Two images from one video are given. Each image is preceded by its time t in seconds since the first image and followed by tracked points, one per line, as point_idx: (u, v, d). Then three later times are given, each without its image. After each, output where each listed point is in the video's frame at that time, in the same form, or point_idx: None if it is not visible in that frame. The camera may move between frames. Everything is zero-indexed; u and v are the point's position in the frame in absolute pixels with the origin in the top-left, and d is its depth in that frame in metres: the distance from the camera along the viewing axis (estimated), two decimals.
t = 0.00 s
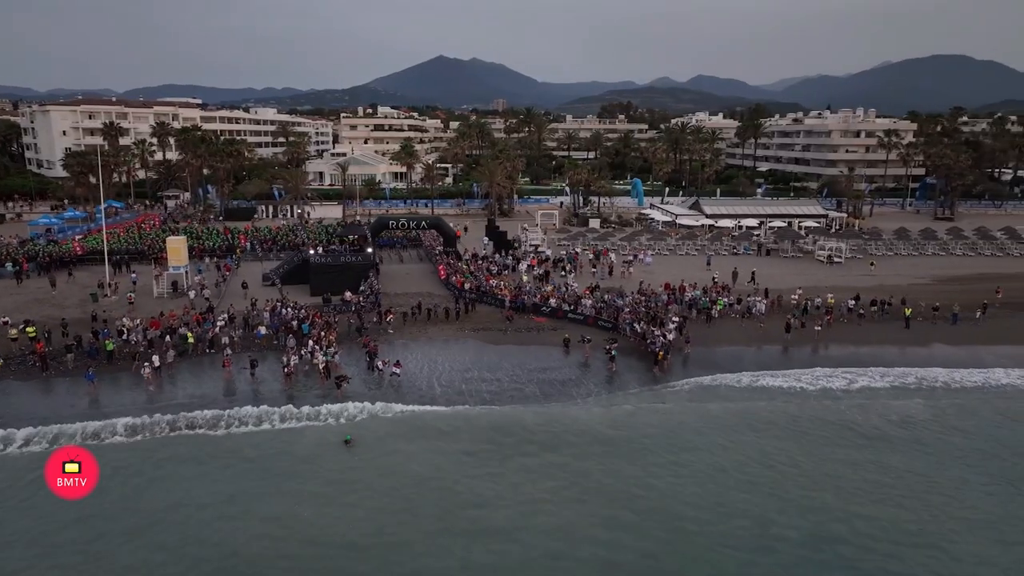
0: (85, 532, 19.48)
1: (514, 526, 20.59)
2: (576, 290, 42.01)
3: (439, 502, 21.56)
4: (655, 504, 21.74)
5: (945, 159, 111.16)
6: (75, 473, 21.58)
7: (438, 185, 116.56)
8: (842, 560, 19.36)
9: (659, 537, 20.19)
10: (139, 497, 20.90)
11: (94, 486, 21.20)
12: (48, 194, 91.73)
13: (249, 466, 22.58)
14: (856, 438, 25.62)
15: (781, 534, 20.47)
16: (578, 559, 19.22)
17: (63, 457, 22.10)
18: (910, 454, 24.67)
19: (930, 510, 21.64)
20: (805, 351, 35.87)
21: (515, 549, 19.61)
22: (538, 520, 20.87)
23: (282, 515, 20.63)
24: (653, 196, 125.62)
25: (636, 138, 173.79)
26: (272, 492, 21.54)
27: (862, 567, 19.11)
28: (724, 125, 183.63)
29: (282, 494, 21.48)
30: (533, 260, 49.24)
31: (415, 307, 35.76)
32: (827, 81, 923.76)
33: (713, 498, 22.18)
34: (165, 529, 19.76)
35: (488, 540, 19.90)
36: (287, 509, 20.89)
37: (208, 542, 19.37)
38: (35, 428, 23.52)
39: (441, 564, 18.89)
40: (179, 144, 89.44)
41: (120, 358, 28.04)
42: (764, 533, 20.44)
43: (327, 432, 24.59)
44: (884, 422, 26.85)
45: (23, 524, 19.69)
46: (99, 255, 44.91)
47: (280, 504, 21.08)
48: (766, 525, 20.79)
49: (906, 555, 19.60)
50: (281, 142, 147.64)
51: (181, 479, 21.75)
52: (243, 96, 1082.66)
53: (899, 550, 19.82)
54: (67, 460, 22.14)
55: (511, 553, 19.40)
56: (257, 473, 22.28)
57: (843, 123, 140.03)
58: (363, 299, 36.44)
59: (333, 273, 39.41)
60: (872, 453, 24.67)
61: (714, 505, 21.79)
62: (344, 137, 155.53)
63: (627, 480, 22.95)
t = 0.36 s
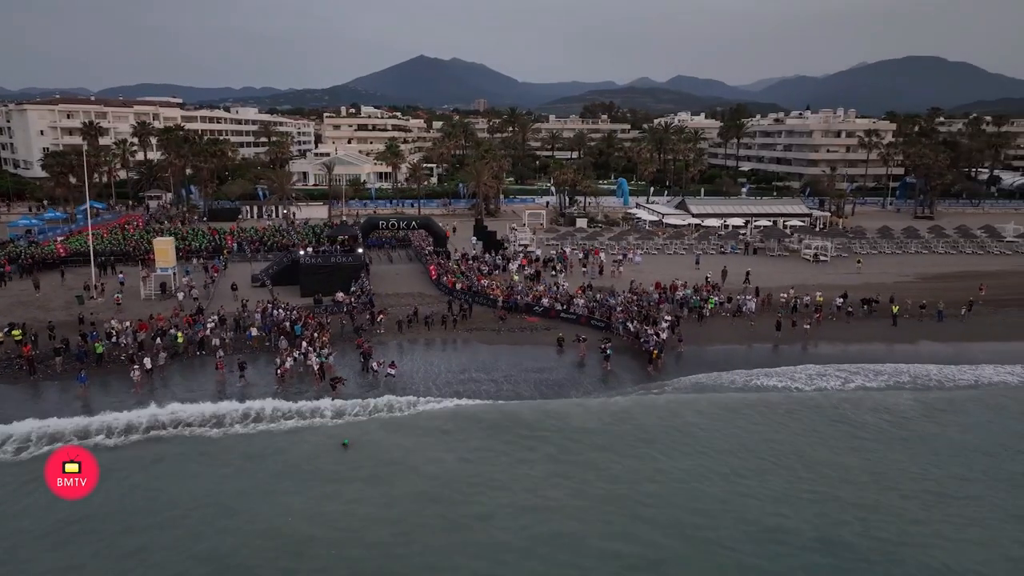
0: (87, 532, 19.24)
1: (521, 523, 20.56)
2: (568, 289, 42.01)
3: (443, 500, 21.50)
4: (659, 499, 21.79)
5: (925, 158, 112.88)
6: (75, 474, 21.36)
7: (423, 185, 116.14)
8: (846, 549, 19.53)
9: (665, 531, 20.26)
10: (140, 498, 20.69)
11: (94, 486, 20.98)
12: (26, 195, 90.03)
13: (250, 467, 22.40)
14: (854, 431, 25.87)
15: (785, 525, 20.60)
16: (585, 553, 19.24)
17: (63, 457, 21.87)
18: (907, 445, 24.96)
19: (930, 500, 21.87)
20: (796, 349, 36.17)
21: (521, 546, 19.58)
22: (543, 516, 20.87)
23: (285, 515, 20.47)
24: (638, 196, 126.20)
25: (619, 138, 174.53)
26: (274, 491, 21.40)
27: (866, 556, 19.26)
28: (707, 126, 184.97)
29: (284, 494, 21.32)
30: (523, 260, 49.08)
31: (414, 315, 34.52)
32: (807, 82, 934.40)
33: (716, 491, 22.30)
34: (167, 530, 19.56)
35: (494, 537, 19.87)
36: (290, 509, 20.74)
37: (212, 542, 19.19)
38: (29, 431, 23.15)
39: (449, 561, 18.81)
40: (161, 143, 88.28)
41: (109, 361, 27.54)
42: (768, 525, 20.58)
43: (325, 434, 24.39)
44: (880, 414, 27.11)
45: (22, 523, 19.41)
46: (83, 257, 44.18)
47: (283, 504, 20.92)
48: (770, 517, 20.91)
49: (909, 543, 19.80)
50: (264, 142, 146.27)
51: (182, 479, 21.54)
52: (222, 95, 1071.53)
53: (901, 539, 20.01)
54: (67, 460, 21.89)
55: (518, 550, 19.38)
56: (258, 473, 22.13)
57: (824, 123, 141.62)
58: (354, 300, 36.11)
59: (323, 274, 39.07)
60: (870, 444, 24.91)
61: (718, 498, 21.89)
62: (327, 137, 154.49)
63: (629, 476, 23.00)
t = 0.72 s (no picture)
0: (88, 534, 19.06)
1: (526, 522, 20.58)
2: (561, 289, 42.01)
3: (447, 499, 21.49)
4: (662, 497, 21.88)
5: (907, 158, 114.44)
6: (75, 474, 21.14)
7: (410, 185, 115.71)
8: (848, 542, 19.73)
9: (669, 529, 20.32)
10: (141, 498, 20.53)
11: (94, 486, 20.79)
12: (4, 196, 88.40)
13: (252, 467, 22.23)
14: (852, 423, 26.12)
15: (787, 517, 20.88)
16: (591, 552, 19.30)
17: (63, 457, 21.64)
18: (903, 434, 25.29)
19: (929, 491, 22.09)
20: (788, 347, 36.48)
21: (528, 545, 19.57)
22: (546, 516, 20.90)
23: (289, 516, 20.36)
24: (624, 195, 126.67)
25: (605, 138, 175.11)
26: (277, 491, 21.30)
27: (868, 549, 19.44)
28: (691, 125, 185.99)
29: (287, 494, 21.21)
30: (515, 259, 48.90)
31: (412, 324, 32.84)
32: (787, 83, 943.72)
33: (717, 486, 22.47)
34: (170, 531, 19.42)
35: (500, 537, 19.86)
36: (293, 510, 20.63)
37: (216, 543, 19.09)
38: (24, 433, 22.74)
39: (455, 562, 18.81)
40: (144, 143, 87.11)
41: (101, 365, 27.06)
42: (770, 520, 20.71)
43: (324, 435, 24.15)
44: (875, 406, 27.42)
45: (23, 524, 19.25)
46: (69, 258, 43.53)
47: (286, 505, 20.80)
48: (772, 512, 21.08)
49: (911, 534, 19.98)
50: (247, 142, 144.89)
51: (184, 479, 21.41)
52: (202, 95, 1060.45)
53: (902, 530, 20.22)
54: (67, 460, 21.66)
55: (525, 549, 19.38)
56: (260, 472, 22.01)
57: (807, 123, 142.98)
58: (348, 301, 35.77)
59: (315, 274, 38.69)
60: (868, 436, 25.17)
61: (720, 494, 22.05)
62: (311, 137, 153.43)
63: (632, 474, 23.09)
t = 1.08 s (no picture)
0: (89, 535, 18.82)
1: (531, 522, 20.59)
2: (555, 288, 42.03)
3: (451, 500, 21.44)
4: (665, 494, 21.98)
5: (888, 158, 116.05)
6: (75, 474, 20.88)
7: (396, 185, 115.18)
8: (850, 537, 19.96)
9: (674, 527, 20.41)
10: (143, 498, 20.32)
11: (94, 486, 20.55)
12: None
13: (253, 467, 22.02)
14: (849, 418, 26.41)
15: (789, 510, 21.18)
16: (597, 552, 19.35)
17: (63, 457, 21.39)
18: (898, 428, 25.70)
19: (928, 485, 22.39)
20: (781, 345, 36.76)
21: (534, 545, 19.58)
22: (552, 514, 20.93)
23: (293, 516, 20.20)
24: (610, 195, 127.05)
25: (589, 139, 175.64)
26: (279, 491, 21.12)
27: (871, 544, 19.67)
28: (675, 125, 187.14)
29: (290, 494, 21.03)
30: (507, 259, 48.79)
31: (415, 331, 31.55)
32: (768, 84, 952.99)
33: (719, 483, 22.61)
34: (173, 531, 19.22)
35: (507, 536, 19.88)
36: (297, 510, 20.46)
37: (220, 543, 18.90)
38: (19, 437, 22.35)
39: (462, 562, 18.76)
40: (126, 143, 85.86)
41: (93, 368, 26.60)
42: (773, 516, 20.89)
43: (325, 435, 23.96)
44: (870, 401, 27.82)
45: (22, 525, 18.98)
46: (54, 259, 42.81)
47: (289, 505, 20.63)
48: (775, 508, 21.27)
49: (911, 528, 20.27)
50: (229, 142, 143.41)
51: (185, 479, 21.18)
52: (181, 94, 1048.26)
53: (903, 524, 20.49)
54: (66, 460, 21.39)
55: (532, 549, 19.37)
56: (262, 473, 21.79)
57: (789, 123, 144.37)
58: (340, 302, 35.47)
59: (308, 275, 38.34)
60: (865, 431, 25.46)
61: (722, 489, 22.21)
62: (295, 136, 152.31)
63: (635, 471, 23.17)
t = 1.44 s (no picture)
0: (92, 536, 18.58)
1: (538, 518, 20.62)
2: (547, 288, 42.05)
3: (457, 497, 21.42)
4: (669, 487, 22.15)
5: (866, 158, 117.75)
6: (75, 473, 20.62)
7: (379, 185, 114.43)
8: (852, 527, 20.28)
9: (680, 521, 20.56)
10: (146, 497, 20.09)
11: (95, 487, 20.28)
12: None
13: (256, 464, 21.81)
14: (845, 412, 26.79)
15: (789, 500, 21.52)
16: (605, 546, 19.44)
17: (63, 458, 21.13)
18: (890, 419, 26.23)
19: (925, 477, 22.78)
20: (772, 342, 37.13)
21: (542, 541, 19.63)
22: (558, 510, 21.00)
23: (298, 514, 20.07)
24: (593, 194, 127.38)
25: (571, 139, 176.03)
26: (284, 489, 20.95)
27: (872, 534, 19.99)
28: (656, 124, 188.27)
29: (294, 492, 20.88)
30: (497, 259, 48.75)
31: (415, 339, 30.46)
32: (744, 84, 962.68)
33: (722, 475, 22.82)
34: (177, 531, 19.02)
35: (514, 532, 19.95)
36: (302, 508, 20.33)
37: (225, 543, 18.73)
38: (12, 441, 21.90)
39: (471, 559, 18.77)
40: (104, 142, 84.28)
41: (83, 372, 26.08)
42: (775, 507, 21.15)
43: (325, 434, 23.70)
44: (863, 395, 28.29)
45: (22, 527, 18.71)
46: (35, 261, 41.89)
47: (294, 504, 20.49)
48: (778, 500, 21.53)
49: (910, 518, 20.62)
50: (207, 141, 141.53)
51: (187, 478, 20.97)
52: (155, 93, 1032.38)
53: (902, 514, 20.86)
54: (67, 460, 21.14)
55: (539, 546, 19.43)
56: (265, 471, 21.59)
57: (768, 123, 145.88)
58: (331, 302, 35.14)
59: (298, 276, 37.93)
60: (861, 425, 25.85)
61: (725, 482, 22.43)
62: (274, 136, 150.70)
63: (638, 464, 23.31)
